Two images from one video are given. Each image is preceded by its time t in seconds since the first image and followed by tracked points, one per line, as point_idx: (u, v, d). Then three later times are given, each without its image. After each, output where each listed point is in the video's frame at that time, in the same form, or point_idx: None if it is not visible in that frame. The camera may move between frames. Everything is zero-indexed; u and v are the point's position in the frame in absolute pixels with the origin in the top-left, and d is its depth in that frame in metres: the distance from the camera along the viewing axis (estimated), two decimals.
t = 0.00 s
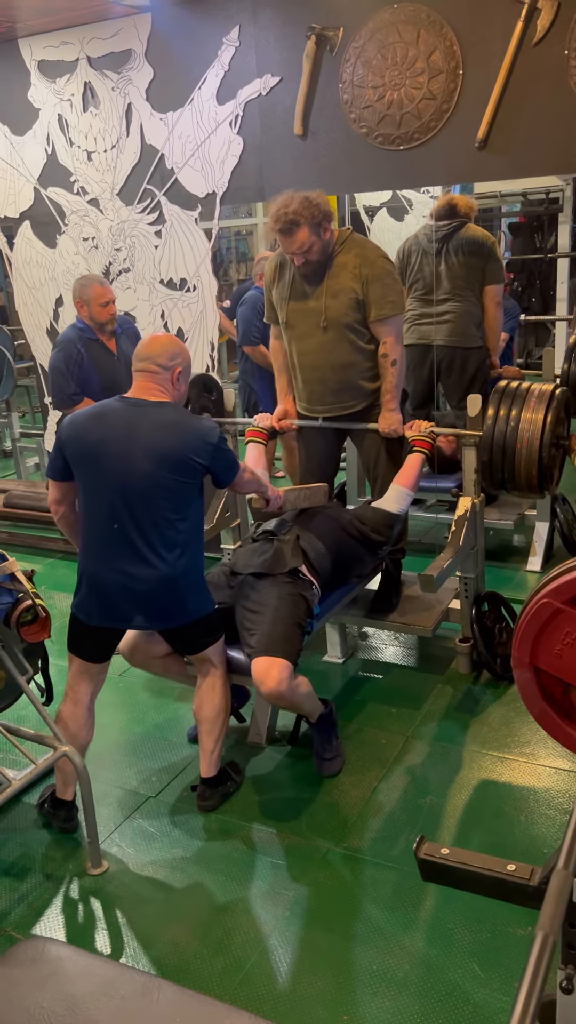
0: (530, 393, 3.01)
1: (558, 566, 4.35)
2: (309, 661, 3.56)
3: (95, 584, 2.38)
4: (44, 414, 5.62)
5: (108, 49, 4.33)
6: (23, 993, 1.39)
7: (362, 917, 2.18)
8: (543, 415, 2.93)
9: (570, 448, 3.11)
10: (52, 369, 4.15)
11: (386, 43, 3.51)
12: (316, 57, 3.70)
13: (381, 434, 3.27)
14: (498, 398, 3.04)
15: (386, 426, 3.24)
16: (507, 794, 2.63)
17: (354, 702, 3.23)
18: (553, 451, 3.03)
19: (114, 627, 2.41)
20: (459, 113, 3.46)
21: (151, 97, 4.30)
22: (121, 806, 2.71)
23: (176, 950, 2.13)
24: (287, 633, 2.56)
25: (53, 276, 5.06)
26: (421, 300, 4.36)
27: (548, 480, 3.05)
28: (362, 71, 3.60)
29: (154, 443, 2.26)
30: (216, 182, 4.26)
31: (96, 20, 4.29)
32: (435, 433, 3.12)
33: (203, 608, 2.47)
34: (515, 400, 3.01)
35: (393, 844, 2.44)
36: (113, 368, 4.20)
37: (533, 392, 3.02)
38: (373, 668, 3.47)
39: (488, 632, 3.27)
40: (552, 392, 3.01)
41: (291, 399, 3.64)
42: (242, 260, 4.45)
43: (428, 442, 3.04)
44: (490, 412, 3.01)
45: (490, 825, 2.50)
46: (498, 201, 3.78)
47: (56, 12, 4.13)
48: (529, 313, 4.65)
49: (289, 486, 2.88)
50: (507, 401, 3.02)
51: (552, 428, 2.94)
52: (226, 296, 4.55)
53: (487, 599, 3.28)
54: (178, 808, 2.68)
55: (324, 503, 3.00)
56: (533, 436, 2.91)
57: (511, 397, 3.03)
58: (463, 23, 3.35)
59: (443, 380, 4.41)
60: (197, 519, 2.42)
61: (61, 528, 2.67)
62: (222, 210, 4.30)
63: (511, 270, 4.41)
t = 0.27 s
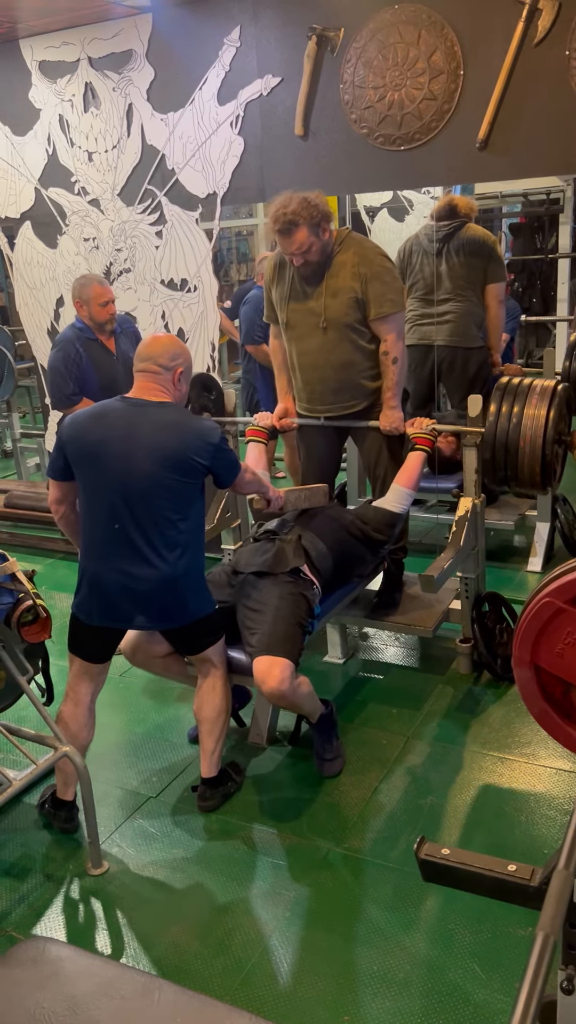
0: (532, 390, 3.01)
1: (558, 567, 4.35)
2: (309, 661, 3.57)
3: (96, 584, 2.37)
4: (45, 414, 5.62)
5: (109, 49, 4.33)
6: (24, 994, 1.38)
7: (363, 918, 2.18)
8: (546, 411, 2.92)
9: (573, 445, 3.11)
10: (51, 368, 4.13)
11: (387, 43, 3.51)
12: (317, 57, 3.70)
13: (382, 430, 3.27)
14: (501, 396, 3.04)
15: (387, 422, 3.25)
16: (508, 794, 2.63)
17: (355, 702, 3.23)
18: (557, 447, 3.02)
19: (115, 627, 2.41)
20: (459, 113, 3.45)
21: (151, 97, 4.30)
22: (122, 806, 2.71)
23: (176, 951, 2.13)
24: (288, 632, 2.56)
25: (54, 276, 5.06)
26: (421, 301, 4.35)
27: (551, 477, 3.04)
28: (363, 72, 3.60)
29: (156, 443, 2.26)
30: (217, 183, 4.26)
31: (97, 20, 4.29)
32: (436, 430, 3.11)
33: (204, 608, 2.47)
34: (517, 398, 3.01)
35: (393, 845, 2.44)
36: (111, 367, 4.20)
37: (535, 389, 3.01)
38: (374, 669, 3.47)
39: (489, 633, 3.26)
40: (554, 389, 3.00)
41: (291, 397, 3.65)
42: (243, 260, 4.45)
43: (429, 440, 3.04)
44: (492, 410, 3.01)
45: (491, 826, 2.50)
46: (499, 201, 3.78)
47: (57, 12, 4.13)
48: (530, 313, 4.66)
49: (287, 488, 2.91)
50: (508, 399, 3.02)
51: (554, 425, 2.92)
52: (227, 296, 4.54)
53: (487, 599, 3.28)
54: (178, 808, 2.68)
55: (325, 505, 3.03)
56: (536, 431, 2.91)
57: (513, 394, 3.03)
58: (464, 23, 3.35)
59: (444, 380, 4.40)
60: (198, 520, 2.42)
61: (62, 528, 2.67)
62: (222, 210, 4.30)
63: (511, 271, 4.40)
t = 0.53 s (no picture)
0: (533, 387, 3.00)
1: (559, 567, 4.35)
2: (310, 661, 3.57)
3: (97, 584, 2.37)
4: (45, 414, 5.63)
5: (110, 50, 4.33)
6: (24, 994, 1.38)
7: (364, 918, 2.18)
8: (547, 409, 2.92)
9: (574, 442, 3.11)
10: (50, 367, 4.14)
11: (388, 44, 3.50)
12: (318, 58, 3.70)
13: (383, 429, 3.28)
14: (501, 394, 3.04)
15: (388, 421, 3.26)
16: (509, 795, 2.63)
17: (356, 702, 3.23)
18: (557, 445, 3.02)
19: (115, 627, 2.41)
20: (460, 113, 3.45)
21: (152, 98, 4.30)
22: (122, 806, 2.71)
23: (177, 951, 2.13)
24: (289, 632, 2.56)
25: (55, 276, 5.07)
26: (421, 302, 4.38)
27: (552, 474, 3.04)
28: (364, 72, 3.60)
29: (157, 443, 2.26)
30: (218, 183, 4.26)
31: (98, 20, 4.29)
32: (436, 429, 3.10)
33: (204, 608, 2.47)
34: (518, 395, 3.00)
35: (394, 845, 2.44)
36: (110, 367, 4.20)
37: (535, 386, 3.01)
38: (374, 669, 3.48)
39: (490, 634, 3.26)
40: (555, 386, 3.00)
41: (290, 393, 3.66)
42: (244, 261, 4.39)
43: (429, 439, 3.04)
44: (493, 407, 3.01)
45: (491, 827, 2.50)
46: (499, 202, 3.77)
47: (58, 13, 4.13)
48: (531, 314, 4.65)
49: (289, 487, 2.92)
50: (509, 396, 3.02)
51: (555, 423, 2.92)
52: (228, 296, 4.53)
53: (488, 599, 3.28)
54: (179, 809, 2.68)
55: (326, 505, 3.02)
56: (537, 431, 2.91)
57: (514, 392, 3.02)
58: (465, 23, 3.34)
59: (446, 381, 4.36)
60: (198, 520, 2.42)
61: (63, 528, 2.66)
62: (223, 210, 4.30)
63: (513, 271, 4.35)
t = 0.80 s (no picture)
0: (532, 385, 3.00)
1: (559, 567, 4.35)
2: (310, 661, 3.57)
3: (98, 584, 2.37)
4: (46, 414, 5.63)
5: (111, 50, 4.33)
6: (24, 995, 1.38)
7: (364, 919, 2.18)
8: (545, 407, 2.92)
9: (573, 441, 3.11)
10: (45, 365, 4.12)
11: (388, 44, 3.50)
12: (318, 58, 3.70)
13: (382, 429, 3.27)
14: (500, 392, 3.04)
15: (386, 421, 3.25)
16: (509, 795, 2.63)
17: (356, 702, 3.23)
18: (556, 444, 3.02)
19: (116, 627, 2.41)
20: (460, 114, 3.46)
21: (153, 98, 4.30)
22: (123, 806, 2.71)
23: (177, 951, 2.13)
24: (289, 633, 2.56)
25: (55, 276, 5.07)
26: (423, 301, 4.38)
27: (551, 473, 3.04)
28: (365, 72, 3.60)
29: (158, 444, 2.26)
30: (219, 183, 4.26)
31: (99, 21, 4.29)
32: (435, 427, 3.09)
33: (205, 609, 2.47)
34: (516, 393, 3.00)
35: (394, 846, 2.44)
36: (107, 366, 4.20)
37: (534, 384, 3.01)
38: (375, 669, 3.48)
39: (490, 634, 3.26)
40: (553, 383, 2.99)
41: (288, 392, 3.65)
42: (244, 261, 4.43)
43: (428, 439, 3.03)
44: (492, 406, 3.01)
45: (491, 827, 2.50)
46: (500, 202, 3.77)
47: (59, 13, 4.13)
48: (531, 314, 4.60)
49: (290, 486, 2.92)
50: (508, 394, 3.01)
51: (554, 421, 2.92)
52: (228, 297, 4.54)
53: (488, 600, 3.28)
54: (179, 809, 2.68)
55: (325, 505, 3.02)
56: (535, 431, 2.91)
57: (512, 390, 3.02)
58: (466, 24, 3.34)
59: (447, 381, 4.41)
60: (199, 520, 2.42)
61: (63, 528, 2.67)
62: (224, 210, 4.30)
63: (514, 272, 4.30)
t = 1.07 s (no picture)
0: (530, 384, 3.00)
1: (560, 567, 4.36)
2: (311, 661, 3.57)
3: (98, 584, 2.37)
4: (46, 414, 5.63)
5: (111, 51, 4.33)
6: (24, 995, 1.38)
7: (364, 919, 2.18)
8: (543, 406, 2.92)
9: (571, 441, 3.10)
10: (41, 364, 4.13)
11: (389, 45, 3.50)
12: (319, 59, 3.71)
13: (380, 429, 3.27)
14: (498, 391, 3.03)
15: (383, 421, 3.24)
16: (508, 796, 2.63)
17: (356, 702, 3.23)
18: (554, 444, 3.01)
19: (115, 627, 2.41)
20: (461, 115, 3.46)
21: (153, 99, 4.30)
22: (123, 806, 2.71)
23: (177, 951, 2.13)
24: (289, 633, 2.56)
25: (55, 277, 5.07)
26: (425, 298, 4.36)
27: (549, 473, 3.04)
28: (365, 73, 3.60)
29: (159, 444, 2.27)
30: (219, 183, 4.26)
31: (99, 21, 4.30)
32: (434, 428, 3.09)
33: (205, 609, 2.47)
34: (515, 392, 3.00)
35: (394, 846, 2.44)
36: (104, 368, 4.20)
37: (532, 383, 3.00)
38: (375, 669, 3.48)
39: (490, 634, 3.26)
40: (551, 383, 2.99)
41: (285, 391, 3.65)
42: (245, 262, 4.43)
43: (426, 441, 3.03)
44: (490, 404, 3.00)
45: (491, 827, 2.50)
46: (500, 203, 3.77)
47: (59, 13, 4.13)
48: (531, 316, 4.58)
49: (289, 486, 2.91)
50: (506, 393, 3.01)
51: (552, 420, 2.91)
52: (229, 297, 4.54)
53: (488, 600, 3.28)
54: (179, 809, 2.68)
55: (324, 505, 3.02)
56: (533, 430, 2.90)
57: (510, 389, 3.02)
58: (466, 24, 3.34)
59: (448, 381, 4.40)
60: (199, 520, 2.42)
61: (63, 528, 2.67)
62: (224, 210, 4.30)
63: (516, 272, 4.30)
